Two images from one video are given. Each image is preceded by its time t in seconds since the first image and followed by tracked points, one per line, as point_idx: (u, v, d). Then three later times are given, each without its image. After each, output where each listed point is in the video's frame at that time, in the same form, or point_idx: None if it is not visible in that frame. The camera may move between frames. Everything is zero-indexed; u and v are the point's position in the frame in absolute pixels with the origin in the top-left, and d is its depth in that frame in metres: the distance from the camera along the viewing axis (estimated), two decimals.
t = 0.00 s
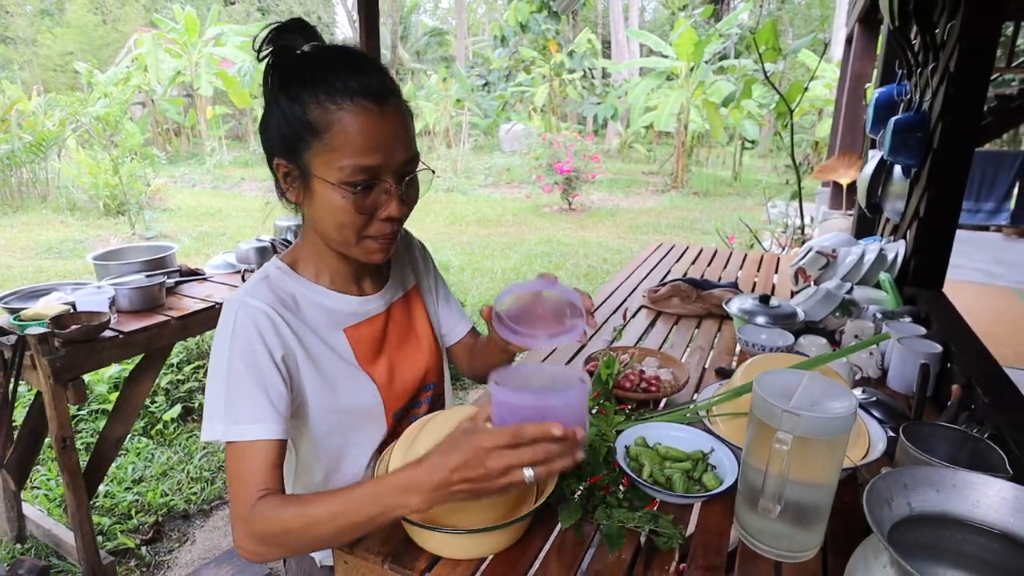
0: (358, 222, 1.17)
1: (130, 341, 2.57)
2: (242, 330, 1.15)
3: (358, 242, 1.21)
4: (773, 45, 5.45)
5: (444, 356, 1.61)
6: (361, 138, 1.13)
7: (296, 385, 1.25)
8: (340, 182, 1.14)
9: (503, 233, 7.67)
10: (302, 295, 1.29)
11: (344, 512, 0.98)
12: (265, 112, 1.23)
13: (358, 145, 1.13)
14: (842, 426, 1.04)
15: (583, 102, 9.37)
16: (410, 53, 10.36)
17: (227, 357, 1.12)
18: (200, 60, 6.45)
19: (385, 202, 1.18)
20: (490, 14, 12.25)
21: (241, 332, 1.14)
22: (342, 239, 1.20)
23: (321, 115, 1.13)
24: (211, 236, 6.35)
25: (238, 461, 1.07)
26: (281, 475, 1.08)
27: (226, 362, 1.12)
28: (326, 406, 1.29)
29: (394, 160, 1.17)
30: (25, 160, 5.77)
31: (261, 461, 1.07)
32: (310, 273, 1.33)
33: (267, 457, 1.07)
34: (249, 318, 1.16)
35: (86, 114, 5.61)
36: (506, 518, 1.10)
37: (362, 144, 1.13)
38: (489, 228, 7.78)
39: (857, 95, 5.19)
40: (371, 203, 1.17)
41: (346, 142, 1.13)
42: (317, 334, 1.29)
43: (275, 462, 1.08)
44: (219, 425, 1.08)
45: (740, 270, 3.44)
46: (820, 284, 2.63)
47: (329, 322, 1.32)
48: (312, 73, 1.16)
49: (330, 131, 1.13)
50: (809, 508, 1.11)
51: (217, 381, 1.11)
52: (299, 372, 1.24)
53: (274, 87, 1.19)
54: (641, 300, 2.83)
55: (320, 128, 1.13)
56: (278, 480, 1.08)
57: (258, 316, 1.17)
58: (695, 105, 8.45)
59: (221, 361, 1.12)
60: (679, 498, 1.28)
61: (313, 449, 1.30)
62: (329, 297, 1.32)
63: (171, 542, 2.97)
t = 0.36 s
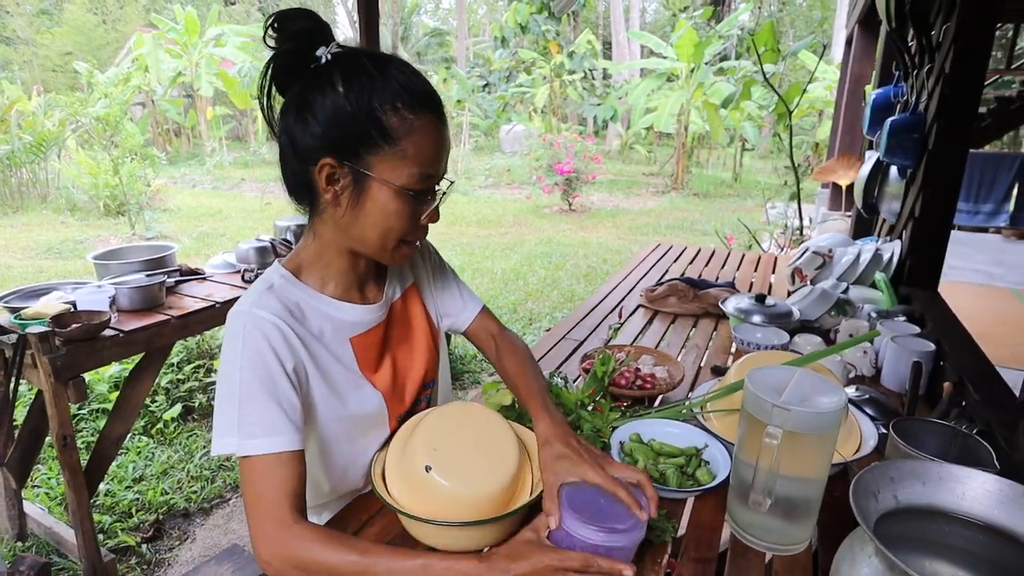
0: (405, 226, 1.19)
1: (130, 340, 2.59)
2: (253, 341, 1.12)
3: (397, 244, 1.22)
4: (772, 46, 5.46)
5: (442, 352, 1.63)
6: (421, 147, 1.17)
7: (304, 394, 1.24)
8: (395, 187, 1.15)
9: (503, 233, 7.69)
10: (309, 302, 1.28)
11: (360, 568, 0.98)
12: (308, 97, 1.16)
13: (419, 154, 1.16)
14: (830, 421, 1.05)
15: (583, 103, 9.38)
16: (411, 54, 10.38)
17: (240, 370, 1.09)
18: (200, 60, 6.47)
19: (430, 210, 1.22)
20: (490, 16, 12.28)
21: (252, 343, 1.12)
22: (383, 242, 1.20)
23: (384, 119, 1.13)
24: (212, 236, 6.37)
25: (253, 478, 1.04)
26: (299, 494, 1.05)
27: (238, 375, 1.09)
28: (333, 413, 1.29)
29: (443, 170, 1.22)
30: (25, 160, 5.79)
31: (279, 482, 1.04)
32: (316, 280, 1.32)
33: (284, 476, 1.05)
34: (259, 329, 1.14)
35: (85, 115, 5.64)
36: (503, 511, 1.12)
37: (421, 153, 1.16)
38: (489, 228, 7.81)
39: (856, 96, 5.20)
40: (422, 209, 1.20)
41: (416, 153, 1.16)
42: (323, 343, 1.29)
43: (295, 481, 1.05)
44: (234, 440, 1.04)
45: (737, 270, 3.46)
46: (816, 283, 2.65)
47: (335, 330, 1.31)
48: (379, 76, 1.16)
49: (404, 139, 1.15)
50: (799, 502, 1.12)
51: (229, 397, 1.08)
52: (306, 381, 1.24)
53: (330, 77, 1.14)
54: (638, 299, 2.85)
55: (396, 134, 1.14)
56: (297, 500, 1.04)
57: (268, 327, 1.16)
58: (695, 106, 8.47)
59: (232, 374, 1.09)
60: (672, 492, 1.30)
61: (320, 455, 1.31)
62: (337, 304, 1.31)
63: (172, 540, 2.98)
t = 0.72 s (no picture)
0: (399, 222, 1.23)
1: (128, 335, 2.61)
2: (227, 325, 1.15)
3: (389, 238, 1.26)
4: (768, 42, 5.48)
5: (425, 338, 1.66)
6: (421, 147, 1.20)
7: (282, 377, 1.27)
8: (394, 184, 1.19)
9: (501, 231, 7.72)
10: (287, 289, 1.31)
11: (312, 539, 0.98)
12: (311, 92, 1.17)
13: (419, 153, 1.20)
14: (812, 407, 1.07)
15: (582, 100, 9.39)
16: (410, 51, 10.39)
17: (212, 352, 1.12)
18: (198, 57, 6.45)
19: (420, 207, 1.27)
20: (489, 13, 12.30)
21: (225, 327, 1.15)
22: (376, 235, 1.24)
23: (387, 118, 1.16)
24: (210, 234, 6.40)
25: (223, 461, 1.06)
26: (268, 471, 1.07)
27: (210, 358, 1.12)
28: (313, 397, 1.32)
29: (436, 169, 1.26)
30: (21, 157, 5.81)
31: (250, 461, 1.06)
32: (295, 268, 1.35)
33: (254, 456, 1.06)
34: (233, 313, 1.17)
35: (82, 112, 5.67)
36: (495, 494, 1.15)
37: (420, 153, 1.20)
38: (488, 225, 7.83)
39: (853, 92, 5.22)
40: (414, 207, 1.24)
41: (416, 152, 1.19)
42: (302, 327, 1.32)
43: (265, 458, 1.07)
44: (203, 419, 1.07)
45: (732, 265, 3.49)
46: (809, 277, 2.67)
47: (313, 315, 1.34)
48: (382, 75, 1.18)
49: (405, 138, 1.18)
50: (782, 489, 1.15)
51: (203, 376, 1.11)
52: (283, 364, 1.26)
53: (335, 75, 1.16)
54: (632, 293, 2.87)
55: (398, 133, 1.18)
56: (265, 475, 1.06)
57: (243, 311, 1.19)
58: (694, 103, 8.48)
59: (206, 357, 1.12)
60: (660, 479, 1.32)
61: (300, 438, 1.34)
62: (316, 291, 1.35)
63: (170, 534, 3.01)
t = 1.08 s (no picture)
0: (390, 224, 1.28)
1: (124, 329, 2.61)
2: (211, 300, 1.14)
3: (377, 237, 1.30)
4: (761, 38, 5.50)
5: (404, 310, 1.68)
6: (420, 156, 1.24)
7: (270, 353, 1.26)
8: (392, 192, 1.22)
9: (496, 227, 7.73)
10: (276, 265, 1.28)
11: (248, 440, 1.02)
12: (319, 92, 1.16)
13: (417, 162, 1.23)
14: (796, 398, 1.08)
15: (575, 96, 9.40)
16: (404, 48, 10.37)
17: (193, 327, 1.12)
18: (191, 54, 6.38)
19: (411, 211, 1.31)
20: (483, 9, 12.28)
21: (209, 302, 1.14)
22: (366, 234, 1.28)
23: (394, 128, 1.18)
24: (204, 230, 6.39)
25: (191, 421, 1.09)
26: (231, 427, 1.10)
27: (191, 332, 1.11)
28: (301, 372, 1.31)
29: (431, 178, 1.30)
30: (15, 154, 5.79)
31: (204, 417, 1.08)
32: (284, 246, 1.32)
33: (215, 411, 1.09)
34: (218, 287, 1.15)
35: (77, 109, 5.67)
36: (484, 483, 1.16)
37: (420, 163, 1.24)
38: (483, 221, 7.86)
39: (845, 89, 5.25)
40: (406, 211, 1.29)
41: (416, 163, 1.23)
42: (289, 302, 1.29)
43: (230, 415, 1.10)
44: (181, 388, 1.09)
45: (724, 260, 3.52)
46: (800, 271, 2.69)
47: (301, 290, 1.32)
48: (389, 83, 1.19)
49: (408, 149, 1.21)
50: (766, 477, 1.17)
51: (183, 350, 1.11)
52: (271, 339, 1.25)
53: (345, 79, 1.16)
54: (624, 288, 2.89)
55: (402, 144, 1.20)
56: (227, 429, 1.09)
57: (227, 286, 1.16)
58: (688, 100, 8.49)
59: (188, 332, 1.12)
60: (648, 468, 1.34)
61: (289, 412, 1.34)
62: (305, 268, 1.32)
63: (166, 527, 3.02)
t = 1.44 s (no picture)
0: (434, 211, 1.45)
1: (126, 326, 2.61)
2: (308, 257, 1.41)
3: (426, 222, 1.49)
4: (761, 35, 5.50)
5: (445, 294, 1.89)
6: (460, 152, 1.39)
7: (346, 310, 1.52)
8: (432, 181, 1.41)
9: (496, 224, 7.75)
10: (355, 237, 1.54)
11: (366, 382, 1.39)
12: (381, 100, 1.41)
13: (456, 156, 1.39)
14: (790, 394, 1.09)
15: (575, 93, 9.39)
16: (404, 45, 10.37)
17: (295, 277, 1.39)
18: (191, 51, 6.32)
19: (456, 201, 1.47)
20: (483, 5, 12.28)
21: (307, 258, 1.41)
22: (416, 218, 1.47)
23: (434, 127, 1.37)
24: (205, 227, 6.40)
25: (290, 351, 1.37)
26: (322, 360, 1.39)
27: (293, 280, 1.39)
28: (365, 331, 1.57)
29: (474, 172, 1.45)
30: (17, 151, 5.78)
31: (303, 351, 1.37)
32: (363, 222, 1.58)
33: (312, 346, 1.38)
34: (314, 248, 1.42)
35: (78, 106, 5.68)
36: (480, 481, 1.17)
37: (459, 158, 1.40)
38: (482, 218, 7.87)
39: (845, 85, 5.26)
40: (449, 200, 1.45)
41: (453, 157, 1.39)
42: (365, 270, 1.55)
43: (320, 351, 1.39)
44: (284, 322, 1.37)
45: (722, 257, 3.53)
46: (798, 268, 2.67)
47: (374, 260, 1.57)
48: (437, 92, 1.38)
49: (446, 145, 1.38)
50: (760, 474, 1.18)
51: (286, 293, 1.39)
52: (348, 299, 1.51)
53: (400, 89, 1.38)
54: (622, 285, 2.90)
55: (440, 141, 1.38)
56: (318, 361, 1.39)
57: (320, 247, 1.43)
58: (689, 96, 8.48)
59: (290, 279, 1.39)
60: (644, 465, 1.35)
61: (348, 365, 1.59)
62: (378, 243, 1.58)
63: (166, 523, 3.03)
